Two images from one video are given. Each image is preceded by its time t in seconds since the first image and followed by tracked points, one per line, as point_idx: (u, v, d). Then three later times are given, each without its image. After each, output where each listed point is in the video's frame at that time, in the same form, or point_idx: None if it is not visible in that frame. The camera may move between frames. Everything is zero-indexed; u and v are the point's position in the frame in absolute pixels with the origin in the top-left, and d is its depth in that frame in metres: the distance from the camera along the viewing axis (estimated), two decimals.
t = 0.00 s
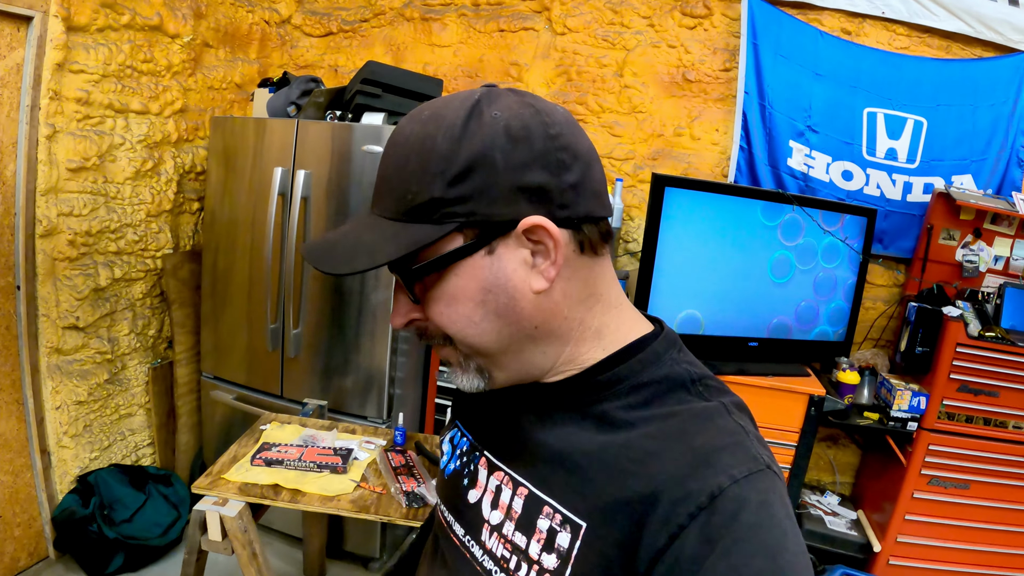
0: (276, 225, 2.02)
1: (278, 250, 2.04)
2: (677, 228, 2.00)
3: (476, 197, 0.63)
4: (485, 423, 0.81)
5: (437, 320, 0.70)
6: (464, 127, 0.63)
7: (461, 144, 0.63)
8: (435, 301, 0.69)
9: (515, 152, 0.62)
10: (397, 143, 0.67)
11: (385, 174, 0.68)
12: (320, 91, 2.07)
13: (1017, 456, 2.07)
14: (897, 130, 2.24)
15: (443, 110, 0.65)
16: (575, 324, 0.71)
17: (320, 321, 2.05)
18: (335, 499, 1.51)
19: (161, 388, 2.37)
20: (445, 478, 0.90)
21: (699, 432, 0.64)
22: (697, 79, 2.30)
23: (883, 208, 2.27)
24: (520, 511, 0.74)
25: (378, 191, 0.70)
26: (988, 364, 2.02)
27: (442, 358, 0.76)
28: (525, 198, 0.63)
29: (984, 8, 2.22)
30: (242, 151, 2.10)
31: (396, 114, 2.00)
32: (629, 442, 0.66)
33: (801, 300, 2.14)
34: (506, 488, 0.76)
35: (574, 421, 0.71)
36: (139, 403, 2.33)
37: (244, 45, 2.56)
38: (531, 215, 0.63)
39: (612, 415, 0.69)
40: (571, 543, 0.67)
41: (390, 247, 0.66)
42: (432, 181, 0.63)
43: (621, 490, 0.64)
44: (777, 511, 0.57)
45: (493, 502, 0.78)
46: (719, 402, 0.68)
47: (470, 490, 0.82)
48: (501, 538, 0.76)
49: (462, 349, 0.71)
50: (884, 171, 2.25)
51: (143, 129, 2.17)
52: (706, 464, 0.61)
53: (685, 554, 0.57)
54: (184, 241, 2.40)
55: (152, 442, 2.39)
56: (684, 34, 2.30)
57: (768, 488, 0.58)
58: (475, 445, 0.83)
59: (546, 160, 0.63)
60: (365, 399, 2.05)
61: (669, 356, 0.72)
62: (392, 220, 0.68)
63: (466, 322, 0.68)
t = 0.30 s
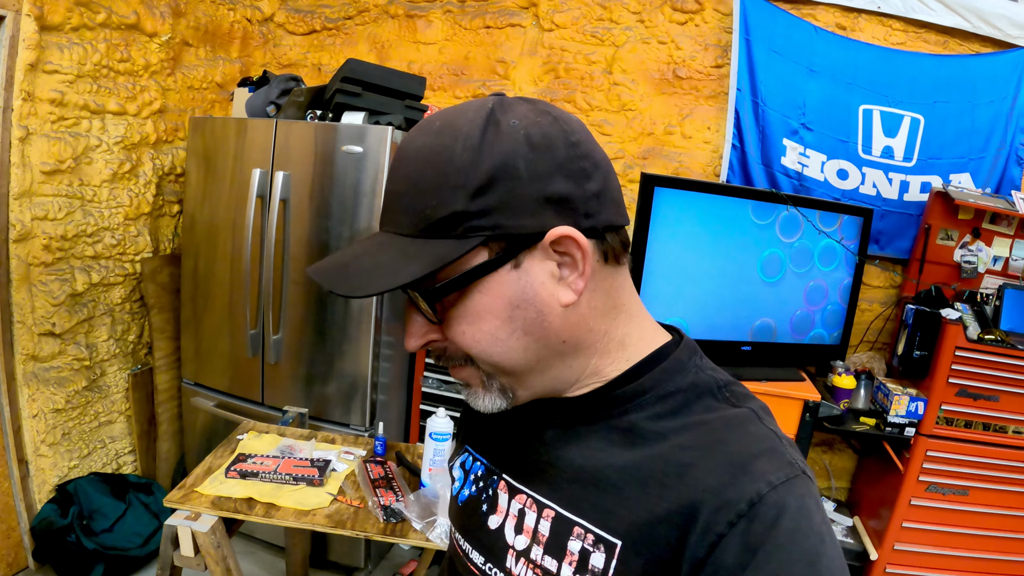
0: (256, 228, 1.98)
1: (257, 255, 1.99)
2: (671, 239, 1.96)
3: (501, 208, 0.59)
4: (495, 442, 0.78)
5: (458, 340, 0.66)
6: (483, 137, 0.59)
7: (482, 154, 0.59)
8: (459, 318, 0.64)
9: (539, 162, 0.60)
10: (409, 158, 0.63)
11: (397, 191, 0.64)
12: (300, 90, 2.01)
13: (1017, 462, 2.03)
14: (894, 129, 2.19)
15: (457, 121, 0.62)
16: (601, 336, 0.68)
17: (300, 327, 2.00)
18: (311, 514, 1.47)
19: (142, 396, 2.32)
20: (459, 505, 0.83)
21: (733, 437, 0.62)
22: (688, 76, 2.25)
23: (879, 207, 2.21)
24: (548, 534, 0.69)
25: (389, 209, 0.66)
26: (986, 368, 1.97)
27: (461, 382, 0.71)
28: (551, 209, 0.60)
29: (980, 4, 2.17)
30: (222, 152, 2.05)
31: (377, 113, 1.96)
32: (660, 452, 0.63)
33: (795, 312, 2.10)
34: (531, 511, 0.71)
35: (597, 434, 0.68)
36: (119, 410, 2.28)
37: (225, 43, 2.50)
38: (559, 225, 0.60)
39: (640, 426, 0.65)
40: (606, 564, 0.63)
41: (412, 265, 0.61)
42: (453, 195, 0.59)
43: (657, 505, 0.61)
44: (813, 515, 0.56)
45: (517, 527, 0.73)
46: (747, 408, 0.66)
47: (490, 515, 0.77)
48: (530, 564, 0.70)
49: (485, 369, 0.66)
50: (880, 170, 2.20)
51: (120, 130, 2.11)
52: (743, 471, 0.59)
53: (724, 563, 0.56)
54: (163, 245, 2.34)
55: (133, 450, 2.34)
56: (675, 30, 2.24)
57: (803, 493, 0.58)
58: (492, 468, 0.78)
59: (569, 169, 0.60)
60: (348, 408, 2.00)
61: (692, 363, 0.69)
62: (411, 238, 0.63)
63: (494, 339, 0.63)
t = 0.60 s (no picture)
0: (237, 225, 1.99)
1: (239, 250, 2.01)
2: (660, 254, 1.99)
3: (557, 165, 0.59)
4: (517, 438, 0.78)
5: (500, 316, 0.62)
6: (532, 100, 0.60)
7: (532, 115, 0.59)
8: (510, 289, 0.61)
9: (586, 127, 0.61)
10: (447, 121, 0.61)
11: (436, 155, 0.61)
12: (281, 87, 2.03)
13: (998, 453, 2.05)
14: (873, 122, 2.20)
15: (496, 88, 0.62)
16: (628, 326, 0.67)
17: (282, 323, 2.02)
18: (288, 504, 1.47)
19: (127, 391, 2.33)
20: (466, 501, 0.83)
21: (753, 443, 0.60)
22: (668, 71, 2.26)
23: (859, 200, 2.22)
24: (554, 535, 0.68)
25: (423, 176, 0.63)
26: (966, 360, 1.98)
27: (493, 369, 0.66)
28: (599, 169, 0.61)
29: None
30: (205, 148, 2.06)
31: (356, 109, 1.98)
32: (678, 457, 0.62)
33: (770, 310, 2.10)
34: (538, 510, 0.71)
35: (612, 434, 0.66)
36: (104, 406, 2.29)
37: (209, 41, 2.52)
38: (608, 185, 0.61)
39: (655, 425, 0.64)
40: (615, 569, 0.62)
41: (477, 214, 0.58)
42: (509, 149, 0.58)
43: (672, 509, 0.60)
44: (836, 528, 0.54)
45: (523, 525, 0.72)
46: (768, 412, 0.65)
47: (497, 513, 0.77)
48: (534, 565, 0.69)
49: (529, 346, 0.62)
50: (860, 163, 2.20)
51: (104, 128, 2.13)
52: (763, 479, 0.57)
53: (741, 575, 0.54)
54: (148, 242, 2.36)
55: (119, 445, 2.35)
56: (655, 25, 2.25)
57: (826, 503, 0.55)
58: (502, 464, 0.78)
59: (610, 138, 0.63)
60: (329, 403, 2.02)
61: (710, 361, 0.68)
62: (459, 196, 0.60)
63: (548, 307, 0.60)
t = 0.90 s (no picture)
0: (221, 216, 2.01)
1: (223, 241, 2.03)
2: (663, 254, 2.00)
3: (617, 173, 0.55)
4: (549, 432, 0.78)
5: (527, 314, 0.62)
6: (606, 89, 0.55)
7: (601, 108, 0.56)
8: (540, 293, 0.60)
9: (661, 129, 0.56)
10: (513, 96, 0.59)
11: (495, 130, 0.60)
12: (266, 80, 2.06)
13: (977, 440, 2.07)
14: (851, 114, 2.23)
15: (575, 64, 0.58)
16: (680, 328, 0.66)
17: (266, 314, 2.04)
18: (270, 487, 1.50)
19: (114, 383, 2.36)
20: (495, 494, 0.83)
21: (808, 457, 0.60)
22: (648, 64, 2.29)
23: (838, 191, 2.24)
24: (590, 540, 0.68)
25: (481, 150, 0.61)
26: (945, 347, 1.99)
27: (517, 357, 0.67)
28: (665, 182, 0.57)
29: None
30: (190, 142, 2.08)
31: (339, 102, 2.01)
32: (727, 465, 0.61)
33: (745, 302, 2.14)
34: (572, 511, 0.71)
35: (654, 438, 0.66)
36: (92, 398, 2.31)
37: (195, 36, 2.56)
38: (672, 204, 0.57)
39: (704, 431, 0.64)
40: None
41: (506, 219, 0.56)
42: (567, 147, 0.55)
43: (720, 520, 0.59)
44: (890, 549, 0.55)
45: (556, 527, 0.72)
46: (822, 418, 0.65)
47: (526, 511, 0.77)
48: (566, 570, 0.69)
49: (551, 349, 0.63)
50: (839, 154, 2.23)
51: (91, 122, 2.15)
52: (818, 495, 0.57)
53: None
54: (135, 235, 2.39)
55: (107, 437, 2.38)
56: (635, 19, 2.28)
57: (880, 524, 0.56)
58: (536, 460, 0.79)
59: (689, 145, 0.58)
60: (313, 392, 2.04)
61: (760, 364, 0.67)
62: (501, 187, 0.59)
63: (576, 319, 0.60)
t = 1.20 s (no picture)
0: (208, 209, 2.02)
1: (211, 236, 2.04)
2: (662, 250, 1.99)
3: (687, 150, 0.54)
4: (576, 434, 0.76)
5: (583, 302, 0.59)
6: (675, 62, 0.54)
7: (673, 81, 0.54)
8: (600, 278, 0.57)
9: (729, 106, 0.55)
10: (574, 69, 0.57)
11: (556, 103, 0.57)
12: (252, 76, 2.07)
13: (962, 430, 2.09)
14: (836, 107, 2.25)
15: (637, 36, 0.56)
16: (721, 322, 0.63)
17: (255, 308, 2.05)
18: (257, 477, 1.51)
19: (104, 378, 2.36)
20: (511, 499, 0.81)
21: (851, 463, 0.57)
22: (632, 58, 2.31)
23: (822, 183, 2.27)
24: (618, 546, 0.65)
25: (537, 127, 0.59)
26: (928, 338, 2.01)
27: (563, 352, 0.63)
28: (733, 164, 0.56)
29: None
30: (178, 137, 2.09)
31: (325, 96, 2.03)
32: (767, 470, 0.58)
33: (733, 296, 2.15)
34: (598, 516, 0.68)
35: (687, 438, 0.63)
36: (81, 393, 2.32)
37: (182, 33, 2.57)
38: (739, 185, 0.56)
39: (741, 432, 0.61)
40: None
41: (581, 195, 0.54)
42: (640, 122, 0.53)
43: (760, 528, 0.56)
44: (931, 562, 0.52)
45: (580, 533, 0.70)
46: (860, 426, 0.62)
47: (547, 516, 0.75)
48: None
49: (606, 340, 0.59)
50: (823, 148, 2.26)
51: (80, 118, 2.16)
52: (862, 502, 0.54)
53: None
54: (123, 231, 2.40)
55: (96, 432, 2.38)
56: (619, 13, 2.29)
57: (922, 534, 0.54)
58: (556, 463, 0.77)
59: (753, 125, 0.57)
60: (300, 385, 2.05)
61: (799, 365, 0.65)
62: (569, 162, 0.57)
63: (639, 307, 0.57)
